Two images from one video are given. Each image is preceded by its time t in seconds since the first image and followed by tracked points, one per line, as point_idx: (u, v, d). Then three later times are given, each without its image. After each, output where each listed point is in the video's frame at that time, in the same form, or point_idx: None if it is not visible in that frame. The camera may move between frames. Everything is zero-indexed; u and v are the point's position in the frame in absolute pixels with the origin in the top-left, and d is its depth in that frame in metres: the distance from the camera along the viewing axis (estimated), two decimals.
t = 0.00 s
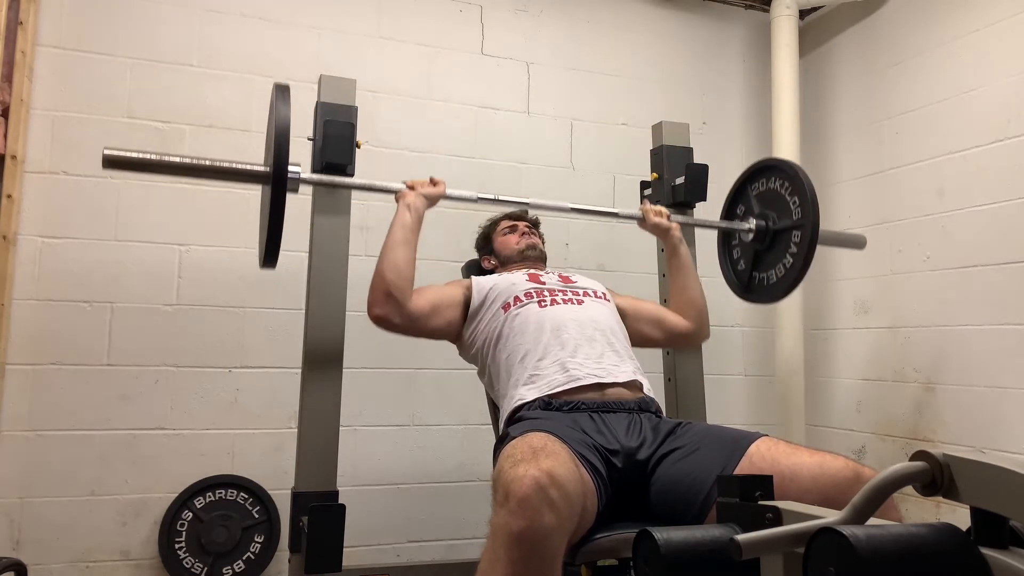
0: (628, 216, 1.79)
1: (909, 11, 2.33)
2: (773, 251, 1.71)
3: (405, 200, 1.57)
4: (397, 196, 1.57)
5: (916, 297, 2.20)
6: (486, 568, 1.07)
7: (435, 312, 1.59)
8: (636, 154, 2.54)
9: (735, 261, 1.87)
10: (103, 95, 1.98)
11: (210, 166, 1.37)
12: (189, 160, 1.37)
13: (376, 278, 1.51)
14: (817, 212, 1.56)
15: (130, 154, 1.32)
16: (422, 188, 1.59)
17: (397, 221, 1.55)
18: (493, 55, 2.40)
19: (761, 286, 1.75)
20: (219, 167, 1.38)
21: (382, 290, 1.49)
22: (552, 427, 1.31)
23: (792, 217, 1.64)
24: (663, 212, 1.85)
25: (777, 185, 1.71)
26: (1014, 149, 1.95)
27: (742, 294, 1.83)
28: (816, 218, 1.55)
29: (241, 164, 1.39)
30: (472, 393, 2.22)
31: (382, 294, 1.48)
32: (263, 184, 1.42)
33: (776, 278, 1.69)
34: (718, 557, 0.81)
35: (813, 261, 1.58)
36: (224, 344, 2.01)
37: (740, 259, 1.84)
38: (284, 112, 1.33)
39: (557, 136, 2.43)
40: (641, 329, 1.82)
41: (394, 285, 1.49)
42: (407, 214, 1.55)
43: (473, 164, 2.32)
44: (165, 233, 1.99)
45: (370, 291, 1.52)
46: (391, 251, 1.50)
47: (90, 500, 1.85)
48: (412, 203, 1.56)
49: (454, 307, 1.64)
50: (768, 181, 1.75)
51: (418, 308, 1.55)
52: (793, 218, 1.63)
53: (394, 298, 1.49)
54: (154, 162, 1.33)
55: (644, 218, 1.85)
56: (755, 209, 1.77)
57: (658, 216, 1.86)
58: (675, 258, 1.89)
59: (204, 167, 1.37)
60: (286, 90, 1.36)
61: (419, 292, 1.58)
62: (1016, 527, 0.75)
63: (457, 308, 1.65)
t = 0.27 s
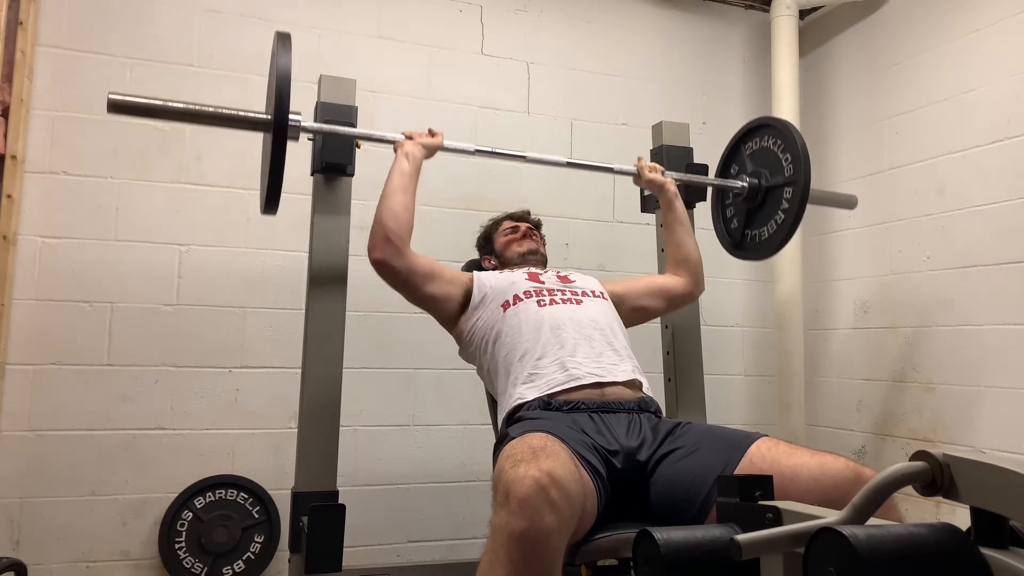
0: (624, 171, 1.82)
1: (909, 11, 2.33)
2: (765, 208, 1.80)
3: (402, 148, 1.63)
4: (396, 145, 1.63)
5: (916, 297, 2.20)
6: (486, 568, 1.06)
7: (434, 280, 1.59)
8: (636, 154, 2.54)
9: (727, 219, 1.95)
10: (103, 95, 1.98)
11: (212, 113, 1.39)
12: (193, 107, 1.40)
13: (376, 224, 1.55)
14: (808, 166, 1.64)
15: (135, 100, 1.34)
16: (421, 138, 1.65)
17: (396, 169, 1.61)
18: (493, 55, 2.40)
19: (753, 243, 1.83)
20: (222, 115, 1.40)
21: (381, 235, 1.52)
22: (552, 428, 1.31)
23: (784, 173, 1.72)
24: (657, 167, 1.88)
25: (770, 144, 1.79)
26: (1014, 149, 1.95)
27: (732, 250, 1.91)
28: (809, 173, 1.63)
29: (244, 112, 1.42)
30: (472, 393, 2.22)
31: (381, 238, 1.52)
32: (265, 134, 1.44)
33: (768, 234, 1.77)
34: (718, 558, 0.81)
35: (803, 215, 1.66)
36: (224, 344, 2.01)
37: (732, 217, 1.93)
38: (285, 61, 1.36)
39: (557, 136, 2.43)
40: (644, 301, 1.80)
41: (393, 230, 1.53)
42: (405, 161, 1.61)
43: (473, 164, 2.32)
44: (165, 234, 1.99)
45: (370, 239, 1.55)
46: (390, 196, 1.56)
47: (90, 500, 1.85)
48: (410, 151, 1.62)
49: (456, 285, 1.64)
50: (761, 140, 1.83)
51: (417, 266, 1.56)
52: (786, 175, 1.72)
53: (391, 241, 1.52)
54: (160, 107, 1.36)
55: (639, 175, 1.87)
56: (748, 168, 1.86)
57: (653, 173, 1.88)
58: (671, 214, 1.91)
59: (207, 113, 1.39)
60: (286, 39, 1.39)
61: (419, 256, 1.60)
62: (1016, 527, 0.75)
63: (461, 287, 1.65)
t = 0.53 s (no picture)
0: (622, 134, 1.84)
1: (909, 11, 2.33)
2: (758, 171, 1.86)
3: (403, 107, 1.66)
4: (396, 103, 1.66)
5: (916, 297, 2.20)
6: (487, 569, 1.06)
7: (439, 257, 1.59)
8: (636, 154, 2.54)
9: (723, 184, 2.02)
10: (103, 95, 1.98)
11: (217, 70, 1.40)
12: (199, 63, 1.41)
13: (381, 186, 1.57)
14: (799, 129, 1.70)
15: (141, 55, 1.34)
16: (420, 98, 1.68)
17: (397, 128, 1.64)
18: (493, 55, 2.40)
19: (747, 206, 1.89)
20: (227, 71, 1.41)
21: (386, 195, 1.55)
22: (553, 429, 1.31)
23: (777, 136, 1.78)
24: (652, 129, 1.90)
25: (763, 109, 1.85)
26: (1014, 149, 1.95)
27: (728, 215, 1.98)
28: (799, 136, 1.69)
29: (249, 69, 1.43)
30: (472, 393, 2.22)
31: (387, 199, 1.54)
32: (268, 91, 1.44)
33: (761, 197, 1.83)
34: (719, 557, 0.81)
35: (795, 176, 1.72)
36: (224, 344, 2.01)
37: (728, 183, 1.99)
38: (288, 19, 1.34)
39: (557, 136, 2.43)
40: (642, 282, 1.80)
41: (398, 191, 1.55)
42: (406, 120, 1.64)
43: (473, 164, 2.32)
44: (165, 234, 1.99)
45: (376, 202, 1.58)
46: (393, 157, 1.59)
47: (90, 500, 1.85)
48: (410, 109, 1.66)
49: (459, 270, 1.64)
50: (755, 106, 1.89)
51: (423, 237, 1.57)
52: (778, 138, 1.78)
53: (396, 200, 1.54)
54: (165, 62, 1.36)
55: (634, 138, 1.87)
56: (743, 134, 1.92)
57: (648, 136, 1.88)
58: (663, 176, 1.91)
59: (212, 71, 1.40)
60: None
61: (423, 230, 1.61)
62: (1016, 527, 0.75)
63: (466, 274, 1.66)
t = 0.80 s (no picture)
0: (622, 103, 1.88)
1: (909, 11, 2.33)
2: (757, 140, 1.86)
3: (407, 75, 1.66)
4: (400, 70, 1.66)
5: (916, 297, 2.20)
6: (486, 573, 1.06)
7: (457, 237, 1.60)
8: (636, 154, 2.54)
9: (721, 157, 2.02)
10: (103, 95, 1.98)
11: (220, 35, 1.40)
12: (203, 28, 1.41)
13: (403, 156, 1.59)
14: (797, 94, 1.71)
15: (147, 20, 1.35)
16: (423, 64, 1.68)
17: (406, 96, 1.64)
18: (493, 55, 2.40)
19: (746, 175, 1.89)
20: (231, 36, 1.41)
21: (412, 166, 1.57)
22: (551, 430, 1.31)
23: (775, 104, 1.79)
24: (649, 101, 1.95)
25: (761, 78, 1.87)
26: (1014, 149, 1.95)
27: (727, 186, 1.98)
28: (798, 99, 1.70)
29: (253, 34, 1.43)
30: (472, 393, 2.22)
31: (413, 170, 1.56)
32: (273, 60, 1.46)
33: (760, 164, 1.83)
34: (718, 558, 0.81)
35: (795, 141, 1.73)
36: (224, 344, 2.01)
37: (726, 154, 1.99)
38: None
39: (557, 136, 2.43)
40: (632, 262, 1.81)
41: (423, 163, 1.57)
42: (414, 88, 1.64)
43: (472, 164, 2.31)
44: (165, 234, 1.99)
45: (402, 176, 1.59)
46: (412, 127, 1.60)
47: (90, 500, 1.85)
48: (415, 76, 1.66)
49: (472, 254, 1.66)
50: (753, 76, 1.90)
51: (446, 214, 1.58)
52: (777, 104, 1.79)
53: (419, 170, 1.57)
54: (171, 27, 1.37)
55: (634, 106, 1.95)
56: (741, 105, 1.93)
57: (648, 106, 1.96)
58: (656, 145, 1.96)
59: (214, 36, 1.40)
60: None
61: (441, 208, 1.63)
62: (1016, 527, 0.75)
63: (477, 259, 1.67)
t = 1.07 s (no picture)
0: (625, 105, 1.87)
1: (909, 11, 2.32)
2: (761, 142, 1.87)
3: (409, 76, 1.65)
4: (401, 72, 1.65)
5: (916, 297, 2.20)
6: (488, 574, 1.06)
7: (459, 238, 1.60)
8: (636, 154, 2.54)
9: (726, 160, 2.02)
10: (103, 95, 1.98)
11: (219, 36, 1.40)
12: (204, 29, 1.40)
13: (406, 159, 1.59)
14: (801, 96, 1.72)
15: (148, 21, 1.35)
16: (425, 66, 1.68)
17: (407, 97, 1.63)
18: (493, 55, 2.40)
19: (750, 178, 1.89)
20: (230, 38, 1.40)
21: (415, 167, 1.57)
22: (553, 430, 1.31)
23: (779, 106, 1.80)
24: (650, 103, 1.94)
25: (764, 81, 1.87)
26: (1014, 149, 1.95)
27: (731, 189, 1.98)
28: (801, 101, 1.71)
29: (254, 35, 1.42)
30: (472, 394, 2.22)
31: (416, 171, 1.56)
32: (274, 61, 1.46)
33: (764, 166, 1.84)
34: (718, 557, 0.81)
35: (798, 143, 1.73)
36: (224, 344, 2.01)
37: (730, 157, 2.00)
38: None
39: (557, 136, 2.43)
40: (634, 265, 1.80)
41: (426, 164, 1.57)
42: (415, 89, 1.64)
43: (472, 164, 2.31)
44: (165, 234, 1.99)
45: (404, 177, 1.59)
46: (415, 129, 1.60)
47: (90, 500, 1.85)
48: (417, 78, 1.65)
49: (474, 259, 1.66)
50: (757, 79, 1.91)
51: (448, 216, 1.58)
52: (781, 107, 1.79)
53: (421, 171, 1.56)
54: (171, 28, 1.37)
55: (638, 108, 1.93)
56: (745, 108, 1.94)
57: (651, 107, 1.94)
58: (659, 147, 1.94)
59: (213, 37, 1.40)
60: None
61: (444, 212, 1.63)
62: (1017, 527, 0.74)
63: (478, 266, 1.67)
